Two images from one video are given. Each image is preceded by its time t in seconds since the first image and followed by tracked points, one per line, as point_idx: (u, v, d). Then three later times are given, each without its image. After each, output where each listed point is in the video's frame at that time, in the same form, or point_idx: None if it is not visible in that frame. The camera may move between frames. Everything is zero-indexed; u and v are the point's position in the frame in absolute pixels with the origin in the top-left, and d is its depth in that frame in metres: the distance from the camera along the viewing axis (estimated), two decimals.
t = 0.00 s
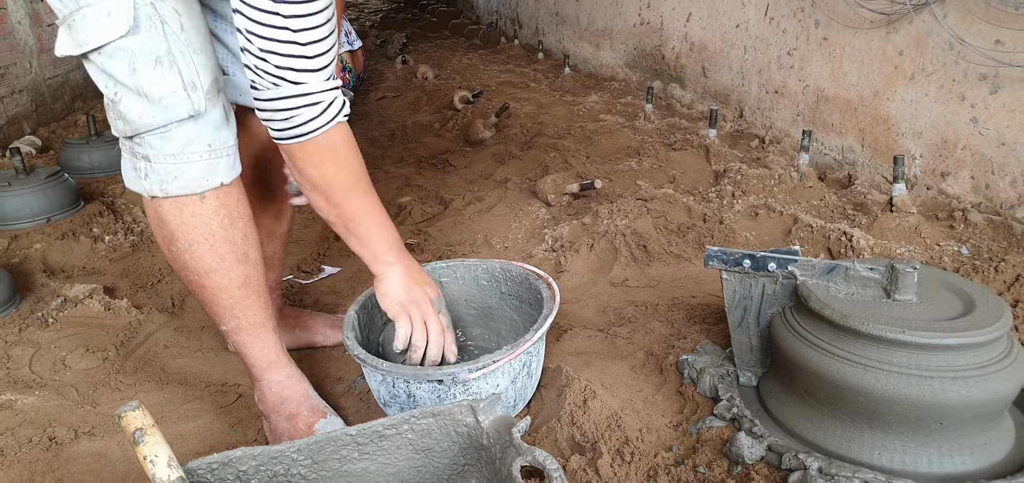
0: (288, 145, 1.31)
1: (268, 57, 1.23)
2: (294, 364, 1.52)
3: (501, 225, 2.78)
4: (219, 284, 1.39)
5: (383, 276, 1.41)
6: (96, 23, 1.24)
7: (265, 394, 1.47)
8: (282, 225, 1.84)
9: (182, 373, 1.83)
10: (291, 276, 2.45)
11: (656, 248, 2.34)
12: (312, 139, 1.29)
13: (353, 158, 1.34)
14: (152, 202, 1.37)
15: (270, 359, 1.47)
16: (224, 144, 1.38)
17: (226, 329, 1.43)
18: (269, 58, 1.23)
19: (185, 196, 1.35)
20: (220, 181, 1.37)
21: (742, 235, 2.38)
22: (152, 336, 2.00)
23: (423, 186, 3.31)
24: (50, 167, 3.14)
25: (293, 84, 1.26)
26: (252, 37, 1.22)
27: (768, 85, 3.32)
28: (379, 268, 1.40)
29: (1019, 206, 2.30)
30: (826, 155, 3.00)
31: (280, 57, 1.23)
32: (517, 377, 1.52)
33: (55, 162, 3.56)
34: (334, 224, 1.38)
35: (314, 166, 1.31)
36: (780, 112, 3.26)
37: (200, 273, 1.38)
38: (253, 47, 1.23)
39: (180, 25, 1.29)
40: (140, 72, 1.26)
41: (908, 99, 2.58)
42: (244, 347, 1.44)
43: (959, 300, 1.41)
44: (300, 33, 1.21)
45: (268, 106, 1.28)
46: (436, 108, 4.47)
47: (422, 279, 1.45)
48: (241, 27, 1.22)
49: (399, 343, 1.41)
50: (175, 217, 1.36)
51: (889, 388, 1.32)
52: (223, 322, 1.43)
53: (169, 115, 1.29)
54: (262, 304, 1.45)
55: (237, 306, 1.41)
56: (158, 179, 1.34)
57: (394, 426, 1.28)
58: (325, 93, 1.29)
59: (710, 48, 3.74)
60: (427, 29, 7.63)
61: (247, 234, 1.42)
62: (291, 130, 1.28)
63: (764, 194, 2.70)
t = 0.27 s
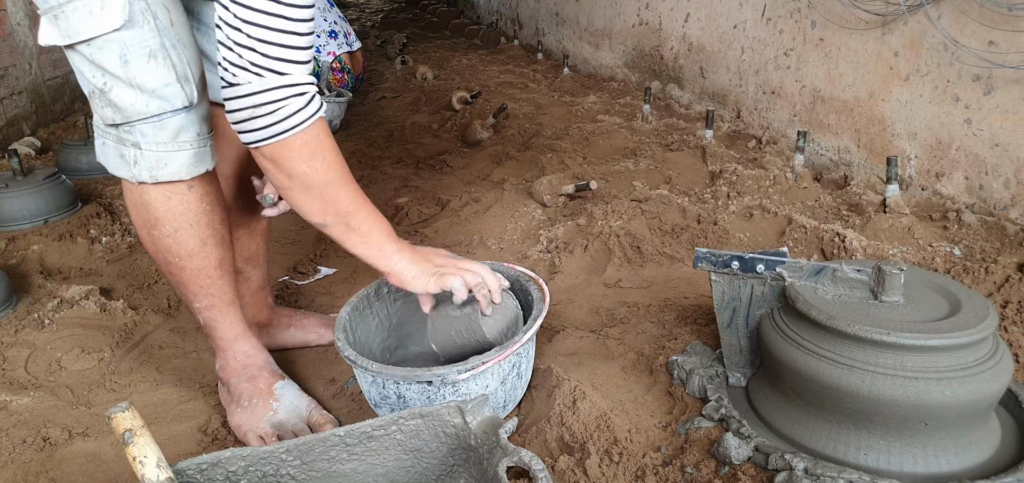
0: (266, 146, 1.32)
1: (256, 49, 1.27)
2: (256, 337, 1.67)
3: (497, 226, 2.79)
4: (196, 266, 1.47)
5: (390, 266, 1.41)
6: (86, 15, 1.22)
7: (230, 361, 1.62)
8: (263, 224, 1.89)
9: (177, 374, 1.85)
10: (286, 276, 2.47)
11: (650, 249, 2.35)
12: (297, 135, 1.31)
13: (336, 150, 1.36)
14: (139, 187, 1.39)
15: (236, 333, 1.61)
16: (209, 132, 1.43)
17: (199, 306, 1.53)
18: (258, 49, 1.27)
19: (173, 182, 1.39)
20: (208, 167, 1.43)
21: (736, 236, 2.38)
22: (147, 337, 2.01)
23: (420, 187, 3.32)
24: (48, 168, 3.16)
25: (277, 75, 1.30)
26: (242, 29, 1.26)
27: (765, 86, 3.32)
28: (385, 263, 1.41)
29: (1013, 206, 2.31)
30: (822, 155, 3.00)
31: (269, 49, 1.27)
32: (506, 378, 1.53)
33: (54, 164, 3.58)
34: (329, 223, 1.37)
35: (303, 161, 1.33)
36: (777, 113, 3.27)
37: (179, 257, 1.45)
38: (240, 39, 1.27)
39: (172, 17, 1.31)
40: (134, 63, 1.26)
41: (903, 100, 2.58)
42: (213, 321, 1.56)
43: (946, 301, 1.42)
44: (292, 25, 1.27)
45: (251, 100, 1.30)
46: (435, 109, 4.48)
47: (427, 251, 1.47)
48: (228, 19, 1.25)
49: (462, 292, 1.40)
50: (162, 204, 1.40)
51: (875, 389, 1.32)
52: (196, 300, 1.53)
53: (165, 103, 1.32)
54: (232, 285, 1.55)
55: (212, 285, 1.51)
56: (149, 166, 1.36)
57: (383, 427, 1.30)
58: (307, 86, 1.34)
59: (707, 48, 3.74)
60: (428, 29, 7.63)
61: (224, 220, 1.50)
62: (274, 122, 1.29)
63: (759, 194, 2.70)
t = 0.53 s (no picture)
0: (263, 158, 1.29)
1: (263, 62, 1.25)
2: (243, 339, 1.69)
3: (489, 227, 2.80)
4: (179, 267, 1.49)
5: (355, 295, 1.39)
6: (69, 16, 1.23)
7: (217, 363, 1.63)
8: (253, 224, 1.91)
9: (164, 375, 1.88)
10: (278, 277, 2.48)
11: (640, 250, 2.35)
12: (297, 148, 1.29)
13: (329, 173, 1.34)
14: (122, 189, 1.40)
15: (223, 335, 1.63)
16: (192, 133, 1.44)
17: (184, 308, 1.55)
18: (265, 63, 1.25)
19: (155, 183, 1.41)
20: (190, 168, 1.44)
21: (726, 237, 2.38)
22: (136, 338, 2.04)
23: (414, 187, 3.32)
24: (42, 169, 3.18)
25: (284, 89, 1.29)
26: (250, 43, 1.24)
27: (759, 87, 3.32)
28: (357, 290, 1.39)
29: (1003, 208, 2.31)
30: (816, 156, 3.00)
31: (274, 62, 1.26)
32: (490, 379, 1.54)
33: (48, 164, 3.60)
34: (307, 243, 1.33)
35: (296, 178, 1.30)
36: (771, 114, 3.26)
37: (163, 258, 1.47)
38: (247, 52, 1.25)
39: (156, 20, 1.32)
40: (117, 64, 1.27)
41: (895, 101, 2.58)
42: (199, 323, 1.58)
43: (929, 302, 1.42)
44: (299, 42, 1.25)
45: (254, 113, 1.28)
46: (431, 110, 4.49)
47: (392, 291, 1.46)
48: (235, 31, 1.23)
49: (411, 343, 1.39)
50: (145, 205, 1.42)
51: (856, 391, 1.32)
52: (181, 302, 1.54)
53: (149, 105, 1.33)
54: (217, 286, 1.57)
55: (196, 287, 1.52)
56: (132, 168, 1.37)
57: (365, 428, 1.32)
58: (309, 101, 1.33)
59: (703, 49, 3.74)
60: (427, 29, 7.62)
61: (207, 220, 1.51)
62: (275, 136, 1.27)
63: (751, 195, 2.70)
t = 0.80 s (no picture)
0: (223, 141, 1.32)
1: (222, 46, 1.26)
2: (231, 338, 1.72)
3: (483, 226, 2.80)
4: (167, 266, 1.53)
5: (344, 269, 1.40)
6: (54, 16, 1.26)
7: (206, 361, 1.67)
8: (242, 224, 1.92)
9: (155, 374, 1.90)
10: (271, 277, 2.49)
11: (633, 248, 2.36)
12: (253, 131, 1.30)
13: (294, 145, 1.35)
14: (108, 188, 1.44)
15: (211, 334, 1.67)
16: (177, 132, 1.48)
17: (172, 307, 1.59)
18: (222, 46, 1.26)
19: (141, 182, 1.44)
20: (176, 167, 1.48)
21: (718, 236, 2.39)
22: (128, 337, 2.05)
23: (410, 186, 3.32)
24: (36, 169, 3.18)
25: (240, 73, 1.29)
26: (209, 27, 1.24)
27: (754, 86, 3.32)
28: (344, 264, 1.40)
29: (995, 206, 2.30)
30: (811, 155, 3.00)
31: (233, 46, 1.26)
32: (479, 377, 1.55)
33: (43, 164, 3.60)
34: (284, 222, 1.37)
35: (260, 157, 1.32)
36: (766, 113, 3.26)
37: (150, 257, 1.51)
38: (206, 36, 1.26)
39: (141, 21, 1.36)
40: (103, 63, 1.31)
41: (889, 100, 2.58)
42: (187, 322, 1.62)
43: (916, 300, 1.42)
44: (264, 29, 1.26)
45: (210, 96, 1.29)
46: (427, 110, 4.49)
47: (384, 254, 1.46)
48: (195, 14, 1.24)
49: (410, 306, 1.38)
50: (132, 205, 1.45)
51: (842, 389, 1.33)
52: (169, 300, 1.59)
53: (134, 104, 1.37)
54: (204, 285, 1.60)
55: (184, 286, 1.56)
56: (118, 166, 1.41)
57: (351, 427, 1.33)
58: (269, 85, 1.33)
59: (699, 48, 3.74)
60: (425, 29, 7.62)
61: (195, 220, 1.55)
62: (231, 119, 1.29)
63: (745, 194, 2.70)
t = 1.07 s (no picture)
0: (240, 152, 1.35)
1: (240, 59, 1.33)
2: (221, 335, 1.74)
3: (478, 224, 2.80)
4: (156, 262, 1.57)
5: (335, 294, 1.43)
6: (39, 11, 1.30)
7: (195, 358, 1.68)
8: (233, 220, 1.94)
9: (147, 371, 1.91)
10: (265, 274, 2.50)
11: (626, 246, 2.36)
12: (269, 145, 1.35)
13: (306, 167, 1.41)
14: (95, 182, 1.48)
15: (200, 330, 1.68)
16: (164, 126, 1.52)
17: (161, 302, 1.62)
18: (243, 60, 1.33)
19: (128, 176, 1.48)
20: (163, 161, 1.52)
21: (711, 233, 2.39)
22: (120, 334, 2.06)
23: (405, 184, 3.32)
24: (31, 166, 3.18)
25: (261, 85, 1.36)
26: (226, 41, 1.31)
27: (750, 84, 3.31)
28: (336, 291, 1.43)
29: (987, 204, 2.30)
30: (806, 153, 3.00)
31: (251, 59, 1.33)
32: (468, 374, 1.56)
33: (37, 162, 3.60)
34: (285, 240, 1.39)
35: (273, 172, 1.36)
36: (762, 111, 3.26)
37: (139, 253, 1.55)
38: (224, 49, 1.32)
39: (128, 15, 1.39)
40: (89, 58, 1.35)
41: (883, 98, 2.58)
42: (176, 318, 1.64)
43: (904, 296, 1.42)
44: (279, 41, 1.33)
45: (232, 108, 1.35)
46: (424, 108, 4.49)
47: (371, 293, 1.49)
48: (212, 30, 1.31)
49: (390, 340, 1.37)
50: (120, 200, 1.50)
51: (830, 385, 1.32)
52: (158, 296, 1.61)
53: (121, 98, 1.41)
54: (192, 281, 1.64)
55: (172, 281, 1.60)
56: (104, 161, 1.44)
57: (339, 423, 1.34)
58: (286, 97, 1.40)
59: (696, 47, 3.73)
60: (424, 28, 7.60)
61: (182, 215, 1.59)
62: (252, 130, 1.34)
63: (739, 192, 2.70)
